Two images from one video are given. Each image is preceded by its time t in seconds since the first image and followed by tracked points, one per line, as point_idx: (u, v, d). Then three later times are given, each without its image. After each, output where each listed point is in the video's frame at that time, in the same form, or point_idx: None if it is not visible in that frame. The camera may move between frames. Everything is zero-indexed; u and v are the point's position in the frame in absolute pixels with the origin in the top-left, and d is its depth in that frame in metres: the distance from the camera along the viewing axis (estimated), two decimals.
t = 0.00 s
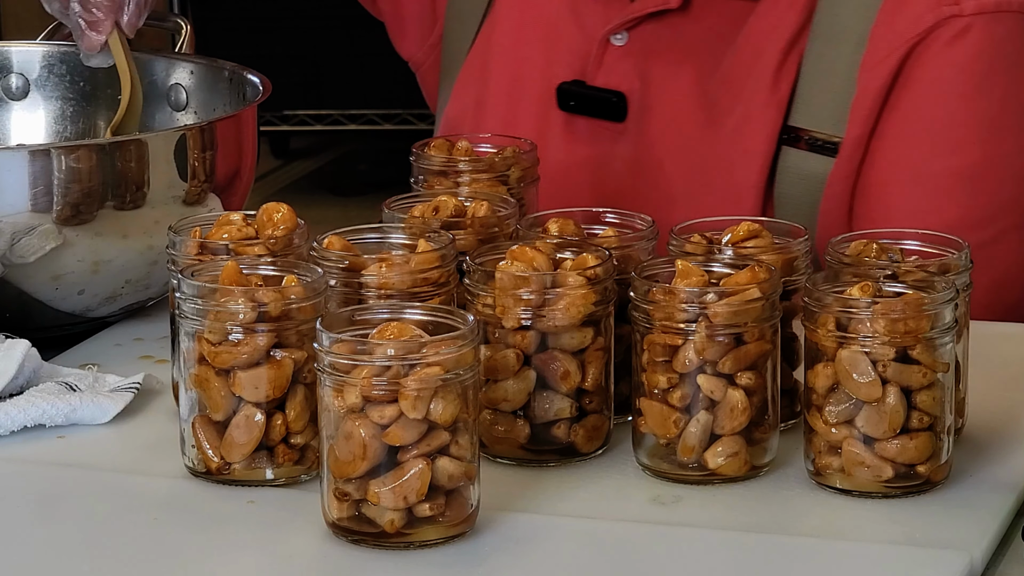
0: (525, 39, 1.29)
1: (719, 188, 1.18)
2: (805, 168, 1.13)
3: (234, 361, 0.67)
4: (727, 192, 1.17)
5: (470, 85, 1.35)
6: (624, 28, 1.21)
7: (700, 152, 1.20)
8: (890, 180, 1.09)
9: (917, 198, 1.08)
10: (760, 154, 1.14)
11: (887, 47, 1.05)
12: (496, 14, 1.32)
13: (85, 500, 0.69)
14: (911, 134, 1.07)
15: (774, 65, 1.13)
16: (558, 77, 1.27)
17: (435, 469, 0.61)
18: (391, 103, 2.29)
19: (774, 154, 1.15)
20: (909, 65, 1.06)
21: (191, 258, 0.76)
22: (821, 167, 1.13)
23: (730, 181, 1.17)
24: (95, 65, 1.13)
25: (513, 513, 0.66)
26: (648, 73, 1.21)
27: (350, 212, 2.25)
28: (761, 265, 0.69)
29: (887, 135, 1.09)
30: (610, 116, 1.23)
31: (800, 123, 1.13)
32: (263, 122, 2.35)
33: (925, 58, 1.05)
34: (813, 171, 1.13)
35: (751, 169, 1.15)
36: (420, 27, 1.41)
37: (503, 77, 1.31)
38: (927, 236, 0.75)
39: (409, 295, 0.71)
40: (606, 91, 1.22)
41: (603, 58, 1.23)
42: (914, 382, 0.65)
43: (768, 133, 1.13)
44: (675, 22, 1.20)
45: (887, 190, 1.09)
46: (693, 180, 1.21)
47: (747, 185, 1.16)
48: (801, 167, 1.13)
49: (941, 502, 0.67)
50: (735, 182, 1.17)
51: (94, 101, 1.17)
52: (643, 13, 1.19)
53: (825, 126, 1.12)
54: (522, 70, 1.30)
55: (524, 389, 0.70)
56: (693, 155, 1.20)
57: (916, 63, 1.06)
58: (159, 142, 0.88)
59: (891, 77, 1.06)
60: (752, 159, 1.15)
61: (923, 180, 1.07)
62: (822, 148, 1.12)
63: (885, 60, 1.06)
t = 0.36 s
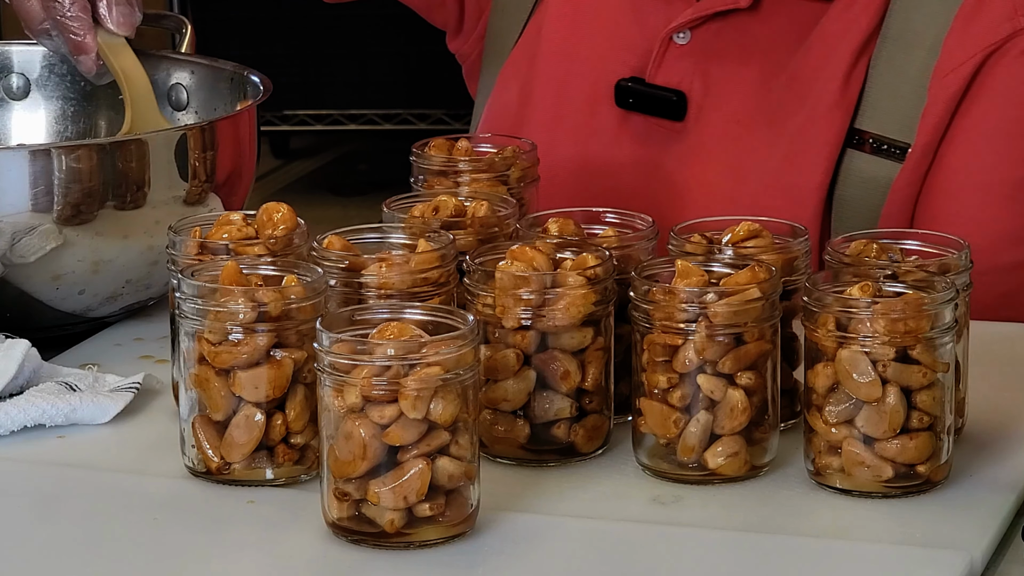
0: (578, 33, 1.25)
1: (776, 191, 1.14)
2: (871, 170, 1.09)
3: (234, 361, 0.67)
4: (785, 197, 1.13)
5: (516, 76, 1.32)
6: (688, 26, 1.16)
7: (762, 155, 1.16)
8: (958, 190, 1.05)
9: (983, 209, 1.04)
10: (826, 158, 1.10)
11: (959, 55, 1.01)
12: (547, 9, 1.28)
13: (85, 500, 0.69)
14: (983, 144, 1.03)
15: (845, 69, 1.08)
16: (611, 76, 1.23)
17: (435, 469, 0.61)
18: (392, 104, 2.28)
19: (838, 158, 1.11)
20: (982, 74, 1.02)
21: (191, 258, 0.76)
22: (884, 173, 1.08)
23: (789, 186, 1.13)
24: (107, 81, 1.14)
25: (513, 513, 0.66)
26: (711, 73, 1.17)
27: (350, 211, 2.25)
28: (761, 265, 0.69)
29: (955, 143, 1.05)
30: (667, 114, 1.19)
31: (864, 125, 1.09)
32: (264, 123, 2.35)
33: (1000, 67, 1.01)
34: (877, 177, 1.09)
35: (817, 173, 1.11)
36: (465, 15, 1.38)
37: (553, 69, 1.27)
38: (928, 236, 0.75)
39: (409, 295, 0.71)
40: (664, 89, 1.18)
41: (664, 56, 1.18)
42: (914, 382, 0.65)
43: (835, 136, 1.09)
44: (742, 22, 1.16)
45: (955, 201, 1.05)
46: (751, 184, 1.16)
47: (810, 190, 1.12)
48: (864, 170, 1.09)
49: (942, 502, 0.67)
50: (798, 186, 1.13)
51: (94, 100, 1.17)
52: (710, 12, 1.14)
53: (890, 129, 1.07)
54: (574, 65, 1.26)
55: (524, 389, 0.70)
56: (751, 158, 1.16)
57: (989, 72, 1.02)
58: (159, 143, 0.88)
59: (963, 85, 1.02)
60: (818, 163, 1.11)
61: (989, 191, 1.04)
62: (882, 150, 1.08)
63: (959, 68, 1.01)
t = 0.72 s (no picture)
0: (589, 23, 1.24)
1: (792, 184, 1.15)
2: (890, 165, 1.09)
3: (234, 361, 0.67)
4: (804, 189, 1.14)
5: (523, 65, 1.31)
6: (701, 15, 1.15)
7: (777, 146, 1.16)
8: (978, 186, 1.05)
9: (1005, 208, 1.04)
10: (843, 151, 1.10)
11: (984, 53, 1.01)
12: None
13: (85, 500, 0.69)
14: (1007, 142, 1.03)
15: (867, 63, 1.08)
16: (621, 64, 1.23)
17: (435, 469, 0.61)
18: (392, 104, 2.28)
19: (858, 154, 1.11)
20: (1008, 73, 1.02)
21: (191, 258, 0.76)
22: (905, 169, 1.08)
23: (806, 179, 1.14)
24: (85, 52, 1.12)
25: (513, 513, 0.66)
26: (724, 62, 1.17)
27: (350, 211, 2.25)
28: (761, 265, 0.69)
29: (978, 141, 1.04)
30: (678, 104, 1.19)
31: (885, 120, 1.09)
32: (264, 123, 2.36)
33: None
34: (897, 173, 1.09)
35: (835, 165, 1.11)
36: (479, 12, 1.37)
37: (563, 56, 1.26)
38: (928, 236, 0.75)
39: (409, 295, 0.71)
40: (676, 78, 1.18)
41: (676, 44, 1.18)
42: (914, 382, 0.65)
43: (855, 130, 1.09)
44: (759, 13, 1.15)
45: (974, 197, 1.05)
46: (765, 175, 1.17)
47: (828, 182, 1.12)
48: (884, 166, 1.09)
49: (942, 502, 0.67)
50: (813, 178, 1.13)
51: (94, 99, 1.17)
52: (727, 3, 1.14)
53: (912, 126, 1.07)
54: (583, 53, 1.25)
55: (524, 389, 0.70)
56: (766, 149, 1.17)
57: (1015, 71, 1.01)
58: (159, 143, 0.88)
59: (988, 84, 1.01)
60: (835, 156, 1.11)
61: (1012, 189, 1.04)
62: (903, 146, 1.08)
63: (983, 66, 1.01)
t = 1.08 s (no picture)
0: (585, 25, 1.25)
1: (788, 185, 1.15)
2: (886, 166, 1.09)
3: (234, 361, 0.67)
4: (799, 191, 1.14)
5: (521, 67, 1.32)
6: (697, 18, 1.15)
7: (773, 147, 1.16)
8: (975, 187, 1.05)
9: (1001, 206, 1.05)
10: (839, 152, 1.10)
11: (978, 54, 1.01)
12: None
13: (85, 500, 0.69)
14: (1003, 142, 1.03)
15: (863, 65, 1.09)
16: (616, 65, 1.23)
17: (435, 469, 0.61)
18: (392, 104, 2.28)
19: (852, 156, 1.11)
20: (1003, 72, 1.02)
21: (191, 258, 0.76)
22: (899, 169, 1.08)
23: (802, 181, 1.14)
24: None
25: (513, 513, 0.66)
26: (718, 65, 1.17)
27: (350, 211, 2.25)
28: (761, 265, 0.69)
29: (973, 140, 1.05)
30: (674, 106, 1.19)
31: (880, 123, 1.09)
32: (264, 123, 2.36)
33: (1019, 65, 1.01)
34: (891, 173, 1.09)
35: (830, 167, 1.11)
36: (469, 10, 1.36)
37: (557, 57, 1.27)
38: (928, 236, 0.75)
39: (409, 295, 0.71)
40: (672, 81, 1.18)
41: (671, 46, 1.18)
42: (914, 382, 0.65)
43: (851, 132, 1.09)
44: (754, 15, 1.16)
45: (971, 198, 1.06)
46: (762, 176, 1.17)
47: (824, 184, 1.12)
48: (881, 168, 1.09)
49: (941, 502, 0.67)
50: (808, 180, 1.13)
51: (93, 101, 1.15)
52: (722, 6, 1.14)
53: (907, 126, 1.07)
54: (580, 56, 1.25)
55: (524, 389, 0.70)
56: (762, 149, 1.17)
57: (1009, 71, 1.02)
58: (159, 143, 0.88)
59: (982, 85, 1.01)
60: (831, 158, 1.11)
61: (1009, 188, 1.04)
62: (898, 149, 1.08)
63: (977, 68, 1.01)
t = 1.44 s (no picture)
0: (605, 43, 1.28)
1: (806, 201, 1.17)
2: (900, 174, 1.12)
3: (234, 361, 0.67)
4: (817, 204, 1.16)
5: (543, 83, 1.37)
6: (714, 36, 1.18)
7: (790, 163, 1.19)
8: (987, 195, 1.05)
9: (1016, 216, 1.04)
10: (854, 166, 1.13)
11: (998, 64, 1.01)
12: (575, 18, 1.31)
13: (86, 500, 0.69)
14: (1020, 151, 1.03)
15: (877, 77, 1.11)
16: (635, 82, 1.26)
17: (435, 469, 0.61)
18: (392, 103, 2.28)
19: (869, 163, 1.13)
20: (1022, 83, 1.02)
21: (191, 258, 0.76)
22: (915, 177, 1.11)
23: (820, 191, 1.16)
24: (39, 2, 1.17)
25: (513, 513, 0.66)
26: (737, 83, 1.20)
27: (349, 211, 2.25)
28: (761, 265, 0.69)
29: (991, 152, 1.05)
30: (692, 124, 1.22)
31: (895, 129, 1.12)
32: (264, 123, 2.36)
33: None
34: (907, 181, 1.11)
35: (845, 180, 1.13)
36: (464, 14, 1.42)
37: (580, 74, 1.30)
38: (927, 236, 0.75)
39: (409, 295, 0.71)
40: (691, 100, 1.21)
41: (689, 65, 1.21)
42: (914, 382, 0.65)
43: (864, 143, 1.12)
44: (771, 33, 1.18)
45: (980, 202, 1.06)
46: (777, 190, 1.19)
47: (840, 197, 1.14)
48: (895, 175, 1.12)
49: (941, 502, 0.67)
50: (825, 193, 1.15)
51: (92, 100, 1.15)
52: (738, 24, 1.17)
53: (921, 132, 1.10)
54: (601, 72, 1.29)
55: (524, 389, 0.70)
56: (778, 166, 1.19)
57: None
58: (159, 142, 0.88)
59: (1002, 94, 1.02)
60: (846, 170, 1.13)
61: None
62: (914, 155, 1.11)
63: (997, 77, 1.02)
